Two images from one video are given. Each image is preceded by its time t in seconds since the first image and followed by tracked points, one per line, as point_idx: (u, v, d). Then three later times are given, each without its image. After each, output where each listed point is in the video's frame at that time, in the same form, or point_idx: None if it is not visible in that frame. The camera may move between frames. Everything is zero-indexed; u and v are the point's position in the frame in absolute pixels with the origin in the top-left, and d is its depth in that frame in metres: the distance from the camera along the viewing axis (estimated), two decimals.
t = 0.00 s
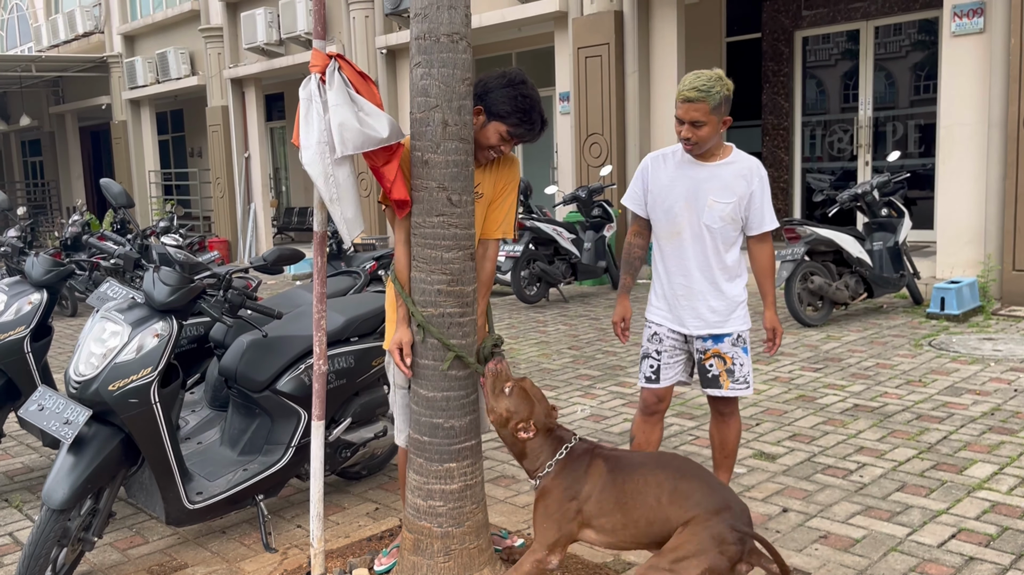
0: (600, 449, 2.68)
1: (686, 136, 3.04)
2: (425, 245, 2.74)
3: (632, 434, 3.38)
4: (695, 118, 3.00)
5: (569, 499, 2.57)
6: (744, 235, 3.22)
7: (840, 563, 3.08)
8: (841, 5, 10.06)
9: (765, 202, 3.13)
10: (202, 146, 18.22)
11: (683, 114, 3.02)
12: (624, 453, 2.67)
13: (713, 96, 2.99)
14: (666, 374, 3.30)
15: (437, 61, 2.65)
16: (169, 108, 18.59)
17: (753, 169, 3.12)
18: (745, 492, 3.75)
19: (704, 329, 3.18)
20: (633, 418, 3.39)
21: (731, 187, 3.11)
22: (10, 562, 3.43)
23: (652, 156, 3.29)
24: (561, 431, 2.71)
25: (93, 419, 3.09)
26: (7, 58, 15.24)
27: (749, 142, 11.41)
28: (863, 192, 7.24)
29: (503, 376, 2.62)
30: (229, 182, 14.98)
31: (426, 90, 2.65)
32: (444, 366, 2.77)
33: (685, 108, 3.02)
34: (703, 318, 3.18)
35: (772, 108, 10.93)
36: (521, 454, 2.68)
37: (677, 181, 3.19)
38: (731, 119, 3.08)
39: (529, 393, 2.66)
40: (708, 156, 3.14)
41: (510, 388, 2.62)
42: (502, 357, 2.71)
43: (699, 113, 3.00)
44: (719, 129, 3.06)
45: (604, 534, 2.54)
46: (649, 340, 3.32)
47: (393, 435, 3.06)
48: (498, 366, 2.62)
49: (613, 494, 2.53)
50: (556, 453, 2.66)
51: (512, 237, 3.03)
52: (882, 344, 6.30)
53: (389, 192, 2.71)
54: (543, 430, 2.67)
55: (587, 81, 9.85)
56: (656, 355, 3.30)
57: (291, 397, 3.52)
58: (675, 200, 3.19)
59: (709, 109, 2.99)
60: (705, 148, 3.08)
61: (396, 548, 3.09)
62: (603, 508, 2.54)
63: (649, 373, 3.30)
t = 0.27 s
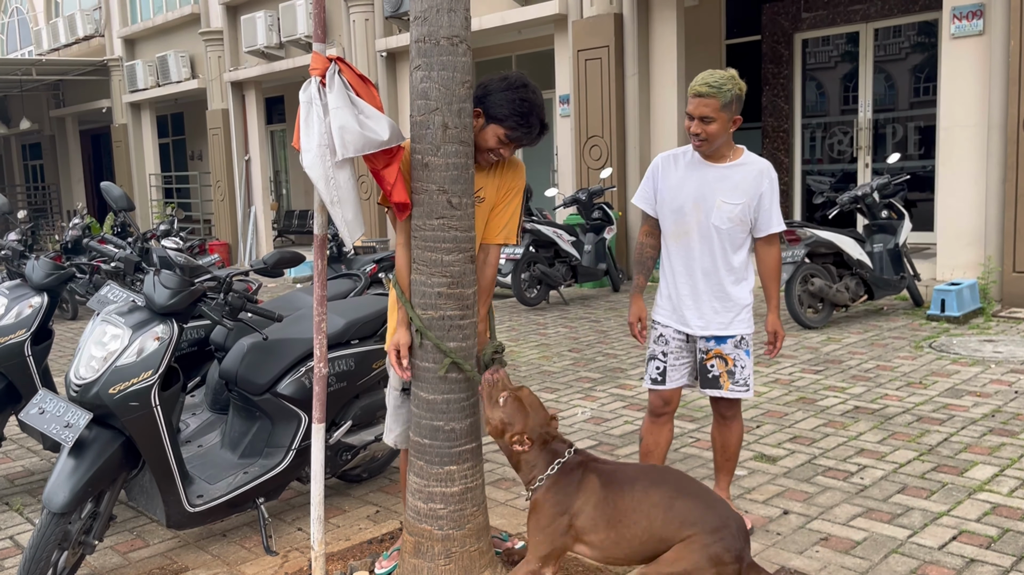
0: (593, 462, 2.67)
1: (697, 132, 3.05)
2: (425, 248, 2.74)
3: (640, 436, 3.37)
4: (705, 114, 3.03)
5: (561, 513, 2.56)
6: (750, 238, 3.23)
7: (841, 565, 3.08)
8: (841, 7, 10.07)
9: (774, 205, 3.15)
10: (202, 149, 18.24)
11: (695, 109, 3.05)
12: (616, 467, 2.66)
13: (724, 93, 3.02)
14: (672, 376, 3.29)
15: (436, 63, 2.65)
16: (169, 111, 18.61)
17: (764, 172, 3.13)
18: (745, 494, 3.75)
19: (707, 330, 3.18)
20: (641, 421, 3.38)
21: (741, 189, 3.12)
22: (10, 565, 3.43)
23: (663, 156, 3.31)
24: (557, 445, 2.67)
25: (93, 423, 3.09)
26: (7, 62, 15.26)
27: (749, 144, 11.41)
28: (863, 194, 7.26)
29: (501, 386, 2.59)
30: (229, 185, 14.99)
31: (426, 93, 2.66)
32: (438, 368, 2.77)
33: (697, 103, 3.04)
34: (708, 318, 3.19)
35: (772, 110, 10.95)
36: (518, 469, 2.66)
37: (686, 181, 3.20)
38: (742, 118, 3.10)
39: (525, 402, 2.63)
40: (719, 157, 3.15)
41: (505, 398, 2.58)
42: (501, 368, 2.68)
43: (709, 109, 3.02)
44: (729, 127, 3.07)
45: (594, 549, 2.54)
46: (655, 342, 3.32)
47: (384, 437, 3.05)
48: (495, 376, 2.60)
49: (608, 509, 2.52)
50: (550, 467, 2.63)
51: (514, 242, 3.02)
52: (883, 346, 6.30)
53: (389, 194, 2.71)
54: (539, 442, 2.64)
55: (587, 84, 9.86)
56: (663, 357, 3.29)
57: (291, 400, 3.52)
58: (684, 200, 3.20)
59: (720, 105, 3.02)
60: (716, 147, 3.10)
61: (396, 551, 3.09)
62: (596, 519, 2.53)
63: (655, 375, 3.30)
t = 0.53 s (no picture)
0: (579, 466, 2.63)
1: (696, 134, 3.06)
2: (425, 250, 2.74)
3: (640, 439, 3.36)
4: (704, 116, 3.03)
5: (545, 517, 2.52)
6: (750, 240, 3.22)
7: (842, 567, 3.08)
8: (841, 10, 10.08)
9: (773, 207, 3.15)
10: (203, 151, 18.26)
11: (695, 111, 3.05)
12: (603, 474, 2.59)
13: (724, 94, 3.02)
14: (671, 377, 3.29)
15: (436, 66, 2.65)
16: (169, 114, 18.63)
17: (765, 174, 3.13)
18: (745, 496, 3.75)
19: (704, 332, 3.18)
20: (642, 422, 3.38)
21: (740, 189, 3.13)
22: (11, 568, 3.43)
23: (664, 156, 3.31)
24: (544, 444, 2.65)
25: (94, 425, 3.09)
26: (8, 65, 15.27)
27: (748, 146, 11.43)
28: (863, 196, 7.26)
29: (493, 384, 2.60)
30: (229, 187, 15.00)
31: (426, 95, 2.66)
32: (433, 368, 2.77)
33: (697, 104, 3.05)
34: (706, 320, 3.19)
35: (772, 112, 10.97)
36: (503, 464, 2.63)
37: (687, 182, 3.21)
38: (742, 120, 3.10)
39: (517, 402, 2.63)
40: (720, 159, 3.16)
41: (497, 396, 2.57)
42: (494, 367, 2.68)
43: (708, 111, 3.02)
44: (729, 129, 3.08)
45: (579, 557, 2.47)
46: (654, 343, 3.33)
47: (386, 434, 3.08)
48: (489, 374, 2.60)
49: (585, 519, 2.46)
50: (537, 461, 2.61)
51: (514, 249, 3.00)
52: (883, 348, 6.30)
53: (390, 197, 2.72)
54: (525, 439, 2.61)
55: (587, 87, 9.87)
56: (661, 358, 3.30)
57: (292, 402, 3.52)
58: (683, 200, 3.20)
59: (719, 107, 3.02)
60: (716, 148, 3.10)
61: (396, 554, 3.08)
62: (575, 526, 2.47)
63: (654, 376, 3.31)
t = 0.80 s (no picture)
0: (561, 489, 2.52)
1: (697, 138, 3.06)
2: (426, 251, 2.75)
3: (639, 440, 3.36)
4: (705, 121, 3.03)
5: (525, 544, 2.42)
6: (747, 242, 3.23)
7: (842, 569, 3.08)
8: (841, 12, 10.09)
9: (771, 208, 3.16)
10: (203, 153, 18.28)
11: (695, 115, 3.05)
12: (586, 498, 2.47)
13: (724, 99, 3.02)
14: (666, 379, 3.29)
15: (437, 68, 2.66)
16: (169, 115, 18.64)
17: (763, 176, 3.14)
18: (745, 498, 3.75)
19: (700, 334, 3.19)
20: (640, 424, 3.39)
21: (740, 191, 3.13)
22: (11, 569, 3.43)
23: (661, 155, 3.30)
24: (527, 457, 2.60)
25: (94, 426, 3.10)
26: (9, 66, 15.27)
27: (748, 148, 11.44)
28: (863, 198, 7.28)
29: (485, 390, 2.64)
30: (229, 188, 15.00)
31: (427, 97, 2.66)
32: (429, 371, 2.78)
33: (698, 110, 3.04)
34: (702, 320, 3.19)
35: (772, 114, 10.98)
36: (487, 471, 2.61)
37: (685, 183, 3.21)
38: (743, 122, 3.10)
39: (506, 410, 2.60)
40: (719, 160, 3.17)
41: (485, 402, 2.57)
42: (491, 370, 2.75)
43: (709, 116, 3.02)
44: (730, 132, 3.09)
45: None
46: (650, 345, 3.33)
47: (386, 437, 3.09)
48: (482, 378, 2.67)
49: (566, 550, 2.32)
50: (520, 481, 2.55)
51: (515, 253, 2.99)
52: (883, 350, 6.30)
53: (391, 199, 2.73)
54: (509, 449, 2.58)
55: (587, 89, 9.87)
56: (657, 360, 3.29)
57: (292, 404, 3.52)
58: (682, 200, 3.20)
59: (720, 111, 3.02)
60: (716, 151, 3.11)
61: (396, 556, 3.09)
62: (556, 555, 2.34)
63: (650, 378, 3.30)
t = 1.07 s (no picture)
0: (564, 483, 2.50)
1: (699, 140, 3.08)
2: (426, 252, 2.75)
3: (638, 442, 3.37)
4: (706, 123, 3.04)
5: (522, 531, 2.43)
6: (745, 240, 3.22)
7: (841, 571, 3.08)
8: (841, 14, 10.09)
9: (769, 206, 3.17)
10: (203, 154, 18.30)
11: (695, 119, 3.05)
12: (587, 495, 2.46)
13: (723, 100, 3.02)
14: (663, 381, 3.28)
15: (437, 69, 2.66)
16: (169, 116, 18.65)
17: (761, 173, 3.15)
18: (745, 500, 3.75)
19: (698, 332, 3.20)
20: (638, 427, 3.38)
21: (738, 188, 3.13)
22: (11, 570, 3.43)
23: (660, 157, 3.32)
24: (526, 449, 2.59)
25: (94, 427, 3.10)
26: (9, 67, 15.27)
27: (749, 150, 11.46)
28: (863, 200, 7.29)
29: (484, 382, 2.65)
30: (229, 189, 15.00)
31: (428, 98, 2.67)
32: (427, 371, 2.78)
33: (697, 114, 3.04)
34: (701, 318, 3.19)
35: (772, 116, 10.98)
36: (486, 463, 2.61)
37: (685, 181, 3.21)
38: (742, 120, 3.11)
39: (505, 403, 2.61)
40: (718, 159, 3.18)
41: (485, 395, 2.59)
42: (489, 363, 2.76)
43: (709, 118, 3.03)
44: (730, 131, 3.10)
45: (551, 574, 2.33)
46: (647, 346, 3.32)
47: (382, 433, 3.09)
48: (480, 371, 2.67)
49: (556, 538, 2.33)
50: (518, 473, 2.53)
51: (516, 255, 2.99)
52: (883, 352, 6.30)
53: (392, 200, 2.73)
54: (508, 441, 2.58)
55: (587, 90, 9.88)
56: (654, 362, 3.29)
57: (292, 404, 3.52)
58: (681, 199, 3.21)
59: (720, 113, 3.02)
60: (715, 150, 3.11)
61: (396, 557, 3.09)
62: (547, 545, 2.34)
63: (647, 380, 3.29)
